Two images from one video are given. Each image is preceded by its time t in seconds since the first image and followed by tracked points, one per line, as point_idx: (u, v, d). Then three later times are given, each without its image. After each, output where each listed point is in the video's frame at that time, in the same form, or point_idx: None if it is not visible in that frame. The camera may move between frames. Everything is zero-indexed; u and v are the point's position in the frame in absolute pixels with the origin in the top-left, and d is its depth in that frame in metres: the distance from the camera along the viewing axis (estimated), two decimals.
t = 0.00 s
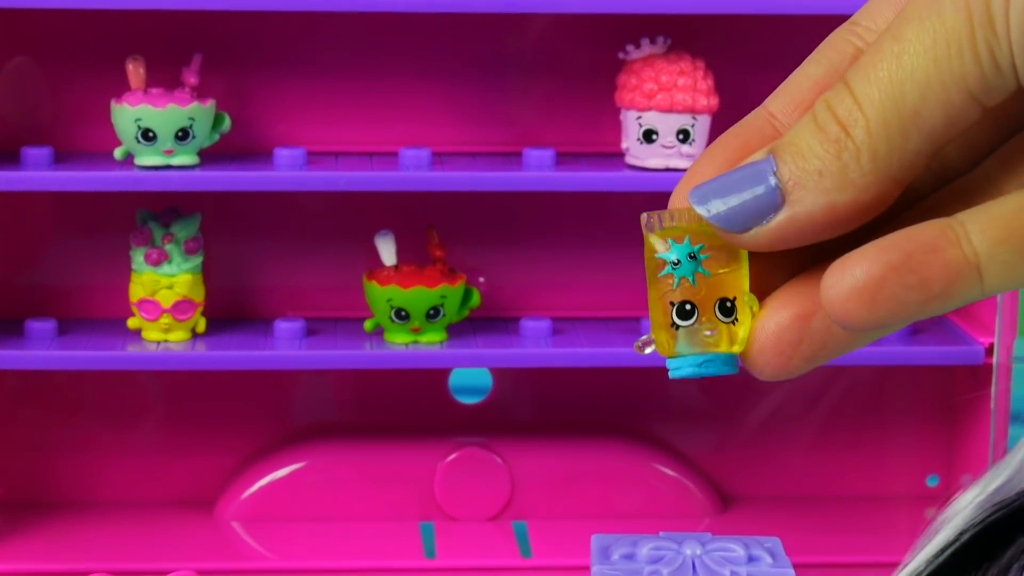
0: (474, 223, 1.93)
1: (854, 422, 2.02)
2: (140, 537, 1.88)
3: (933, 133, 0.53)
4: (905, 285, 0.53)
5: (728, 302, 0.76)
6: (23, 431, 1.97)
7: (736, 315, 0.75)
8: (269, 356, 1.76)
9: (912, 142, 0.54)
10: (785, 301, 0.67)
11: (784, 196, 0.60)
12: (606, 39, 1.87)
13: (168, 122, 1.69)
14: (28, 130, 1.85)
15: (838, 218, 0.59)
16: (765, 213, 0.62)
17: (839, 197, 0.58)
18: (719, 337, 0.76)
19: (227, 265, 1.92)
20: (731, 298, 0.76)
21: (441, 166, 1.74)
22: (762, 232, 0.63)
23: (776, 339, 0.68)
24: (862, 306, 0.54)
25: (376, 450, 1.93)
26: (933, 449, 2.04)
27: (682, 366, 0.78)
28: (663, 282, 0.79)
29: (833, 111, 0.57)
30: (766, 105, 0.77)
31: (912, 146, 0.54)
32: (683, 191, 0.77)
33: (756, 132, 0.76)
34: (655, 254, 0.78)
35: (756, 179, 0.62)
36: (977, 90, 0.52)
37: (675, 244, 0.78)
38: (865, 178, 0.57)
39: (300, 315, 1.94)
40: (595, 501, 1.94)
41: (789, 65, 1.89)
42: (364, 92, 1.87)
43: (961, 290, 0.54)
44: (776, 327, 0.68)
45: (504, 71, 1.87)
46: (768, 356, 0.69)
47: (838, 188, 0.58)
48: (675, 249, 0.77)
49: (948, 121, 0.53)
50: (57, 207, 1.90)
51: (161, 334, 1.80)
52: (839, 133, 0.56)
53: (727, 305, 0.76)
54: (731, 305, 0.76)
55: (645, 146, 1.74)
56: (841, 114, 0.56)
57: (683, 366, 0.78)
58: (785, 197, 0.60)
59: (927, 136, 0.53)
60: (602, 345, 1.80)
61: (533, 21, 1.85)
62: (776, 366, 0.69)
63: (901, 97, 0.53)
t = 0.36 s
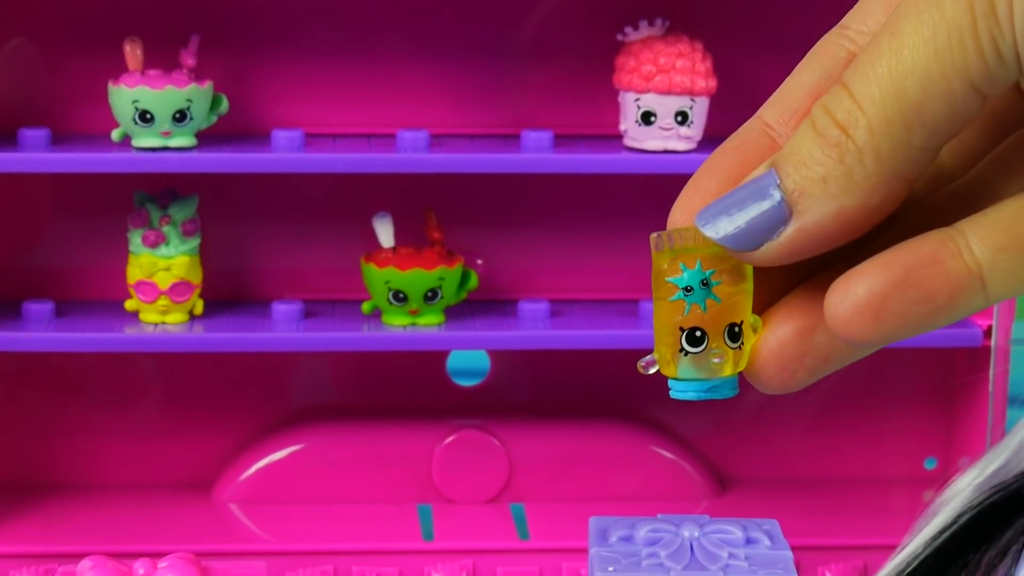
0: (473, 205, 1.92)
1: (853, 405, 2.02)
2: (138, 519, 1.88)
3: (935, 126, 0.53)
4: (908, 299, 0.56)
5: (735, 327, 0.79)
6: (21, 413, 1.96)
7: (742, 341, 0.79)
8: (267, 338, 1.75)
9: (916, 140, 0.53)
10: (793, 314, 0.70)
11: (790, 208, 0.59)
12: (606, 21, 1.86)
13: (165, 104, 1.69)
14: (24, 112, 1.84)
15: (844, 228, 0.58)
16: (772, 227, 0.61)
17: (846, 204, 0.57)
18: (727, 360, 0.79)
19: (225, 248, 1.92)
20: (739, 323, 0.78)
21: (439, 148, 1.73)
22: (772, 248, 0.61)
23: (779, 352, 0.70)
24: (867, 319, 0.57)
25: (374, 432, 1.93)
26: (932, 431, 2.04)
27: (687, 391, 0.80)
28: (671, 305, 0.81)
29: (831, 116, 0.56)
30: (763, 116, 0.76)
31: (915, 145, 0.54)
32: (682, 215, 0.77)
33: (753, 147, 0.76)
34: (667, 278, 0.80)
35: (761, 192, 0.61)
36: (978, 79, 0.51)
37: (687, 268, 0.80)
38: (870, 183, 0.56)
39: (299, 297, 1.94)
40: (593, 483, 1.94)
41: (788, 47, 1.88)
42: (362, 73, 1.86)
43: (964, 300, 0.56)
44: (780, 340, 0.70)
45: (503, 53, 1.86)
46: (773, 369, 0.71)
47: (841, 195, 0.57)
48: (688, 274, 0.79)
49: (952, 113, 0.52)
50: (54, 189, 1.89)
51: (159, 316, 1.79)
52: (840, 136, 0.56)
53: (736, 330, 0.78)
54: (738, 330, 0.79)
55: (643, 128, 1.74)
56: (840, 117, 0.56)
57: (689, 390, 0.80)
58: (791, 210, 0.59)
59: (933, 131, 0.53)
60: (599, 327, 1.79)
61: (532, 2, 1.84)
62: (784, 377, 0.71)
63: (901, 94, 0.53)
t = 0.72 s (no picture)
0: (469, 186, 1.92)
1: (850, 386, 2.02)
2: (134, 501, 1.88)
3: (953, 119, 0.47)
4: (954, 299, 0.50)
5: (766, 320, 0.73)
6: (16, 394, 1.96)
7: (774, 334, 0.72)
8: (264, 320, 1.75)
9: (932, 133, 0.48)
10: (831, 309, 0.63)
11: (807, 199, 0.55)
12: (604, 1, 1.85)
13: (162, 85, 1.68)
14: (19, 93, 1.82)
15: (865, 221, 0.53)
16: (787, 219, 0.56)
17: (861, 196, 0.52)
18: (760, 355, 0.74)
19: (221, 229, 1.91)
20: (769, 315, 0.73)
21: (436, 129, 1.73)
22: (789, 240, 0.57)
23: (817, 351, 0.63)
24: (910, 321, 0.51)
25: (370, 413, 1.93)
26: (929, 413, 2.04)
27: (723, 390, 0.75)
28: (697, 305, 0.77)
29: (846, 107, 0.51)
30: (785, 116, 0.71)
31: (932, 139, 0.48)
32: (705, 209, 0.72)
33: (774, 138, 0.71)
34: (689, 278, 0.76)
35: (775, 183, 0.56)
36: (995, 72, 0.45)
37: (708, 264, 0.76)
38: (885, 174, 0.51)
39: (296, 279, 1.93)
40: (590, 465, 1.94)
41: (786, 28, 1.87)
42: (359, 54, 1.85)
43: (1009, 297, 0.50)
44: (818, 337, 0.63)
45: (500, 34, 1.86)
46: (811, 367, 0.64)
47: (858, 187, 0.52)
48: (709, 270, 0.75)
49: (972, 109, 0.46)
50: (50, 171, 1.89)
51: (155, 298, 1.79)
52: (854, 129, 0.51)
53: (766, 323, 0.73)
54: (769, 323, 0.73)
55: (640, 109, 1.73)
56: (854, 108, 0.51)
57: (725, 389, 0.75)
58: (808, 202, 0.54)
59: (950, 124, 0.47)
60: (596, 309, 1.79)
61: None
62: (818, 377, 0.64)
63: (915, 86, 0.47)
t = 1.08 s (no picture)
0: (462, 165, 1.91)
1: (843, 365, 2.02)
2: (126, 479, 1.87)
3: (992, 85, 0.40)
4: (1006, 274, 0.41)
5: (805, 291, 0.59)
6: (8, 372, 1.95)
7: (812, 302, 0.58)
8: (256, 297, 1.73)
9: (971, 104, 0.41)
10: (871, 279, 0.51)
11: (843, 174, 0.46)
12: None
13: (153, 62, 1.66)
14: (10, 69, 1.81)
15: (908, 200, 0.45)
16: (823, 196, 0.47)
17: (898, 170, 0.44)
18: (801, 329, 0.59)
19: (214, 207, 1.90)
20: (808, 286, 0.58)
21: (429, 107, 1.72)
22: (825, 217, 0.47)
23: (860, 325, 0.51)
24: (957, 299, 0.42)
25: (363, 391, 1.93)
26: (922, 391, 2.04)
27: (765, 366, 0.62)
28: (735, 280, 0.63)
29: (880, 77, 0.44)
30: (819, 91, 0.58)
31: (970, 112, 0.41)
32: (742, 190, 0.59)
33: (808, 109, 0.57)
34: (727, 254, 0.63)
35: (810, 157, 0.47)
36: None
37: (747, 239, 0.63)
38: (922, 152, 0.43)
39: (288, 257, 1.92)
40: (582, 443, 1.93)
41: (781, 7, 1.86)
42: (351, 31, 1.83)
43: None
44: (860, 314, 0.51)
45: (494, 12, 1.84)
46: (856, 345, 0.52)
47: (893, 165, 0.44)
48: (746, 241, 0.62)
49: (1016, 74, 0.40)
50: (42, 148, 1.88)
51: (147, 275, 1.78)
52: (887, 102, 0.43)
53: (805, 295, 0.58)
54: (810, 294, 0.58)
55: (633, 87, 1.72)
56: (887, 78, 0.43)
57: (767, 364, 0.62)
58: (843, 177, 0.46)
59: (988, 91, 0.41)
60: (588, 287, 1.78)
61: None
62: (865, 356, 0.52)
63: (952, 49, 0.41)
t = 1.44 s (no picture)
0: (454, 142, 1.90)
1: (835, 342, 2.02)
2: (116, 456, 1.87)
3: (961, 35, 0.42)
4: (976, 230, 0.43)
5: (772, 247, 0.55)
6: None
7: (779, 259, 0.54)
8: (246, 275, 1.73)
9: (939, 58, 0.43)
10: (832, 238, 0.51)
11: (809, 131, 0.45)
12: None
13: (143, 39, 1.65)
14: None
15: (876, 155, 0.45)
16: (787, 152, 0.46)
17: (864, 128, 0.44)
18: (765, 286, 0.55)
19: (204, 185, 1.89)
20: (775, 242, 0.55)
21: (420, 83, 1.71)
22: (789, 175, 0.47)
23: (829, 283, 0.49)
24: (928, 257, 0.44)
25: (353, 368, 1.92)
26: (912, 369, 2.04)
27: (731, 324, 0.57)
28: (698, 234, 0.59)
29: (843, 31, 0.44)
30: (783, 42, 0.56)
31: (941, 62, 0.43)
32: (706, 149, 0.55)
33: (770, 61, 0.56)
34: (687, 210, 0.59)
35: (774, 112, 0.47)
36: None
37: (710, 195, 0.58)
38: (890, 107, 0.44)
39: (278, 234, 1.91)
40: (573, 420, 1.93)
41: None
42: (342, 8, 1.82)
43: None
44: (828, 269, 0.49)
45: None
46: (825, 304, 0.50)
47: (861, 123, 0.44)
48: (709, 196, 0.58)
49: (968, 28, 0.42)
50: (31, 125, 1.86)
51: (138, 253, 1.77)
52: (851, 58, 0.44)
53: (772, 252, 0.55)
54: (776, 250, 0.55)
55: (624, 64, 1.71)
56: (852, 35, 0.44)
57: (735, 322, 0.57)
58: (810, 136, 0.45)
59: (953, 46, 0.42)
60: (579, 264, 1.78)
61: None
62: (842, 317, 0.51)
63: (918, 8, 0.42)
